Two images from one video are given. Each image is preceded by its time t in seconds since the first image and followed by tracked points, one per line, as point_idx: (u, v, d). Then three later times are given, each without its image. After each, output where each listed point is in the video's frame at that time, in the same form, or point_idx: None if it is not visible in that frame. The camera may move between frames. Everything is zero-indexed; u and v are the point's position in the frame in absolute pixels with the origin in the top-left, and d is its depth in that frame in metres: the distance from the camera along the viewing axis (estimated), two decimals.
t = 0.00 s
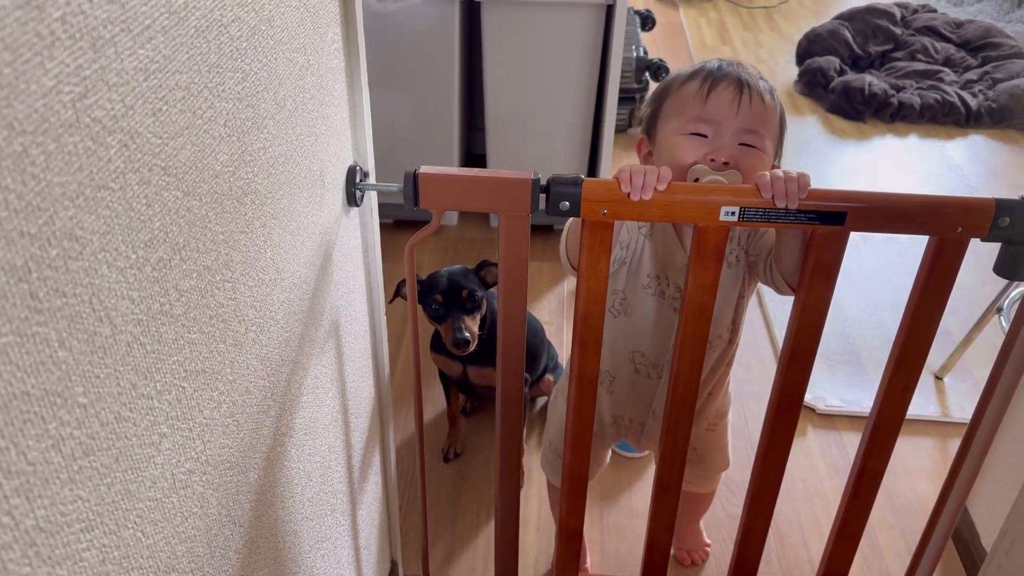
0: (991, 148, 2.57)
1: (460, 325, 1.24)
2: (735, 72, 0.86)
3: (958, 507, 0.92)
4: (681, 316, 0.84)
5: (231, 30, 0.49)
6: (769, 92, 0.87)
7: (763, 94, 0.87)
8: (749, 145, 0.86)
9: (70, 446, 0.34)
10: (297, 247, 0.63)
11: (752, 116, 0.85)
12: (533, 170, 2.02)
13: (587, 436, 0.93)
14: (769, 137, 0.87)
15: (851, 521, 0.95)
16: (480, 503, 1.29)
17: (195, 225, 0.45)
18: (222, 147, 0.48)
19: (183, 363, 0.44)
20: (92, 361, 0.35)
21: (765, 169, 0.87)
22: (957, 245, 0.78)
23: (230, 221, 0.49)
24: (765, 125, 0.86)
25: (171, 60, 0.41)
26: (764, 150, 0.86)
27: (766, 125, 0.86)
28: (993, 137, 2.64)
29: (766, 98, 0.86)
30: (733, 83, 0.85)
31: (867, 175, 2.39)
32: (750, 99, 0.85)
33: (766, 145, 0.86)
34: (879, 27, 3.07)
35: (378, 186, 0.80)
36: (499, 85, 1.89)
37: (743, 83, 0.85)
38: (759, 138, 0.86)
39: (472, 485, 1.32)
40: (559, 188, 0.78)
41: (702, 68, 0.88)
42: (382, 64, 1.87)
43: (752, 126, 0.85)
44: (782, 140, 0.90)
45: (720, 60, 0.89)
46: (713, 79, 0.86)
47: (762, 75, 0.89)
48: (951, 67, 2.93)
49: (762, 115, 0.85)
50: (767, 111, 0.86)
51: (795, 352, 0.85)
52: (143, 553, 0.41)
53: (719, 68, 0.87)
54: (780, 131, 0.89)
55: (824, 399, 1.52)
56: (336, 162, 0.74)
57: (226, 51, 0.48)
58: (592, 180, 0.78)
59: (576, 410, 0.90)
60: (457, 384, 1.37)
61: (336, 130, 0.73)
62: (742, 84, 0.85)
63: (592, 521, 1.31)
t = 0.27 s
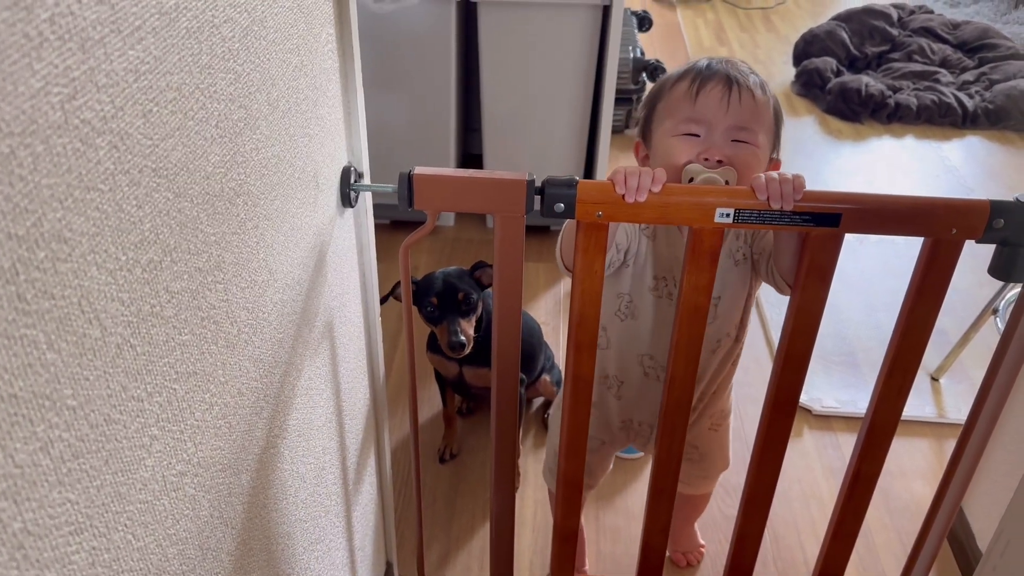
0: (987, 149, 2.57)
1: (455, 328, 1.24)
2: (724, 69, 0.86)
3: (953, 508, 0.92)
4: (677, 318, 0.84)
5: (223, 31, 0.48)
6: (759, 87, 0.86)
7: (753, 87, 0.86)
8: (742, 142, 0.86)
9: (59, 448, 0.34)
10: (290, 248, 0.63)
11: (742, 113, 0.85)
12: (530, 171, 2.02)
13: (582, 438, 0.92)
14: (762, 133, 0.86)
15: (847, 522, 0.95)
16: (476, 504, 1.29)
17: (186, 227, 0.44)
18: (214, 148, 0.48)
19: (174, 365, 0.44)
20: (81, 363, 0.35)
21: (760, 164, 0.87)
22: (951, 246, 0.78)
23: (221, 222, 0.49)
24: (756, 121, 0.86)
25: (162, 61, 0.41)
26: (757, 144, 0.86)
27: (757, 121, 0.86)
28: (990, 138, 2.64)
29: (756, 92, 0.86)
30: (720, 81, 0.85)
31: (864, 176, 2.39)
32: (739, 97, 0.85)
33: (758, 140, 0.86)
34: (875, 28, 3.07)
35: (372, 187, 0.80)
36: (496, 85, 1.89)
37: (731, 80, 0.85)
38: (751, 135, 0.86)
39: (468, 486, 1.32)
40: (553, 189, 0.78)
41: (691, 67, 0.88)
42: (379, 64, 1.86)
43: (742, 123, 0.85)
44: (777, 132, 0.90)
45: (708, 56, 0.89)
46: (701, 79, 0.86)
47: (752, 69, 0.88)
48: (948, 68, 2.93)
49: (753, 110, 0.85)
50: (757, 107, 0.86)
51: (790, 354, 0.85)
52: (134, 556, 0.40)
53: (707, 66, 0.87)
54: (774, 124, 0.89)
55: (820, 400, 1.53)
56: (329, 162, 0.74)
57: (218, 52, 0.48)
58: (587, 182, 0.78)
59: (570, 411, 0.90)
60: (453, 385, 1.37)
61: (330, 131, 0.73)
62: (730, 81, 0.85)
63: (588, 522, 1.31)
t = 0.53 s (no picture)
0: (983, 149, 2.58)
1: (447, 331, 1.23)
2: (724, 68, 0.86)
3: (946, 508, 0.92)
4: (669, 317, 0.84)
5: (212, 29, 0.48)
6: (758, 86, 0.86)
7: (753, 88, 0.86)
8: (741, 139, 0.85)
9: (42, 449, 0.33)
10: (281, 247, 0.63)
11: (741, 111, 0.85)
12: (526, 170, 2.02)
13: (576, 437, 0.92)
14: (761, 131, 0.86)
15: (839, 522, 0.95)
16: (470, 504, 1.29)
17: (173, 227, 0.44)
18: (202, 147, 0.47)
19: (161, 365, 0.44)
20: (65, 363, 0.35)
21: (759, 163, 0.86)
22: (944, 246, 0.78)
23: (210, 221, 0.49)
24: (755, 119, 0.85)
25: (148, 59, 0.41)
26: (756, 143, 0.86)
27: (756, 119, 0.85)
28: (985, 138, 2.64)
29: (756, 92, 0.86)
30: (721, 78, 0.85)
31: (859, 176, 2.39)
32: (740, 94, 0.85)
33: (757, 138, 0.86)
34: (872, 28, 3.07)
35: (364, 186, 0.80)
36: (491, 84, 1.89)
37: (732, 77, 0.84)
38: (750, 133, 0.85)
39: (461, 486, 1.32)
40: (546, 189, 0.78)
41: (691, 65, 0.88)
42: (374, 62, 1.86)
43: (742, 120, 0.85)
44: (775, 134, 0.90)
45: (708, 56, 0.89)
46: (701, 76, 0.86)
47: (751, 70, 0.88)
48: (944, 68, 2.94)
49: (752, 108, 0.85)
50: (756, 105, 0.85)
51: (782, 354, 0.85)
52: (119, 557, 0.40)
53: (708, 65, 0.87)
54: (773, 126, 0.89)
55: (814, 400, 1.53)
56: (321, 161, 0.73)
57: (207, 50, 0.48)
58: (579, 181, 0.78)
59: (563, 411, 0.90)
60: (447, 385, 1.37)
61: (322, 130, 0.73)
62: (731, 78, 0.85)
63: (582, 522, 1.31)
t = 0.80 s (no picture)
0: (978, 146, 2.58)
1: (440, 329, 1.23)
2: (723, 62, 0.84)
3: (938, 504, 0.92)
4: (662, 312, 0.84)
5: (200, 20, 0.48)
6: (758, 80, 0.85)
7: (752, 81, 0.85)
8: (738, 136, 0.84)
9: (25, 440, 0.33)
10: (271, 241, 0.63)
11: (740, 108, 0.84)
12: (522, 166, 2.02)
13: (568, 432, 0.92)
14: (759, 127, 0.85)
15: (831, 517, 0.95)
16: (463, 499, 1.29)
17: (159, 219, 0.44)
18: (190, 139, 0.47)
19: (148, 357, 0.43)
20: (48, 354, 0.35)
21: (757, 159, 0.85)
22: (936, 242, 0.78)
23: (198, 214, 0.49)
24: (754, 116, 0.84)
25: (134, 49, 0.40)
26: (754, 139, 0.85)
27: (755, 116, 0.84)
28: (981, 135, 2.64)
29: (755, 86, 0.84)
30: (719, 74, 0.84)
31: (855, 173, 2.39)
32: (738, 90, 0.83)
33: (755, 134, 0.85)
34: (868, 25, 3.07)
35: (357, 180, 0.80)
36: (487, 79, 1.89)
37: (731, 73, 0.83)
38: (748, 130, 0.84)
39: (455, 481, 1.32)
40: (539, 183, 0.78)
41: (690, 58, 0.86)
42: (369, 57, 1.85)
43: (740, 118, 0.84)
44: (776, 127, 0.89)
45: (709, 48, 0.87)
46: (699, 71, 0.84)
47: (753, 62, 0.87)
48: (941, 65, 2.94)
49: (751, 105, 0.84)
50: (755, 101, 0.84)
51: (775, 350, 0.85)
52: (105, 549, 0.40)
53: (706, 57, 0.85)
54: (773, 120, 0.87)
55: (808, 396, 1.53)
56: (313, 154, 0.73)
57: (194, 41, 0.47)
58: (572, 176, 0.78)
59: (556, 406, 0.90)
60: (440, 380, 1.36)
61: (313, 123, 0.73)
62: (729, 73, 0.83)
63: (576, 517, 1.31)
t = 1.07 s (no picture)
0: (978, 140, 2.57)
1: (438, 322, 1.23)
2: (725, 58, 0.85)
3: (934, 498, 0.92)
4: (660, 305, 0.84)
5: (195, 10, 0.48)
6: (759, 76, 0.85)
7: (754, 78, 0.85)
8: (739, 134, 0.85)
9: (17, 434, 0.33)
10: (266, 233, 0.62)
11: (740, 105, 0.84)
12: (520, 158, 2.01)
13: (565, 425, 0.92)
14: (760, 124, 0.86)
15: (827, 511, 0.96)
16: (460, 491, 1.29)
17: (153, 212, 0.44)
18: (184, 130, 0.47)
19: (141, 350, 0.43)
20: (40, 347, 0.34)
21: (756, 156, 0.86)
22: (934, 237, 0.78)
23: (192, 206, 0.49)
24: (754, 113, 0.85)
25: (127, 40, 0.40)
26: (755, 136, 0.86)
27: (756, 113, 0.85)
28: (980, 129, 2.64)
29: (756, 82, 0.85)
30: (720, 71, 0.84)
31: (853, 167, 2.39)
32: (739, 88, 0.84)
33: (756, 131, 0.85)
34: (869, 18, 3.06)
35: (354, 172, 0.79)
36: (486, 71, 1.88)
37: (732, 70, 0.84)
38: (748, 127, 0.85)
39: (452, 474, 1.32)
40: (535, 176, 0.78)
41: (692, 52, 0.86)
42: (367, 47, 1.85)
43: (740, 115, 0.85)
44: (777, 121, 0.89)
45: (711, 41, 0.87)
46: (701, 66, 0.85)
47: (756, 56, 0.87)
48: (941, 58, 2.93)
49: (751, 103, 0.85)
50: (756, 98, 0.85)
51: (773, 344, 0.85)
52: (98, 543, 0.40)
53: (709, 51, 0.85)
54: (774, 114, 0.88)
55: (805, 389, 1.53)
56: (309, 146, 0.73)
57: (189, 31, 0.47)
58: (569, 169, 0.77)
59: (553, 399, 0.90)
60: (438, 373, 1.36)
61: (309, 114, 0.72)
62: (730, 70, 0.84)
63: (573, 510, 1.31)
